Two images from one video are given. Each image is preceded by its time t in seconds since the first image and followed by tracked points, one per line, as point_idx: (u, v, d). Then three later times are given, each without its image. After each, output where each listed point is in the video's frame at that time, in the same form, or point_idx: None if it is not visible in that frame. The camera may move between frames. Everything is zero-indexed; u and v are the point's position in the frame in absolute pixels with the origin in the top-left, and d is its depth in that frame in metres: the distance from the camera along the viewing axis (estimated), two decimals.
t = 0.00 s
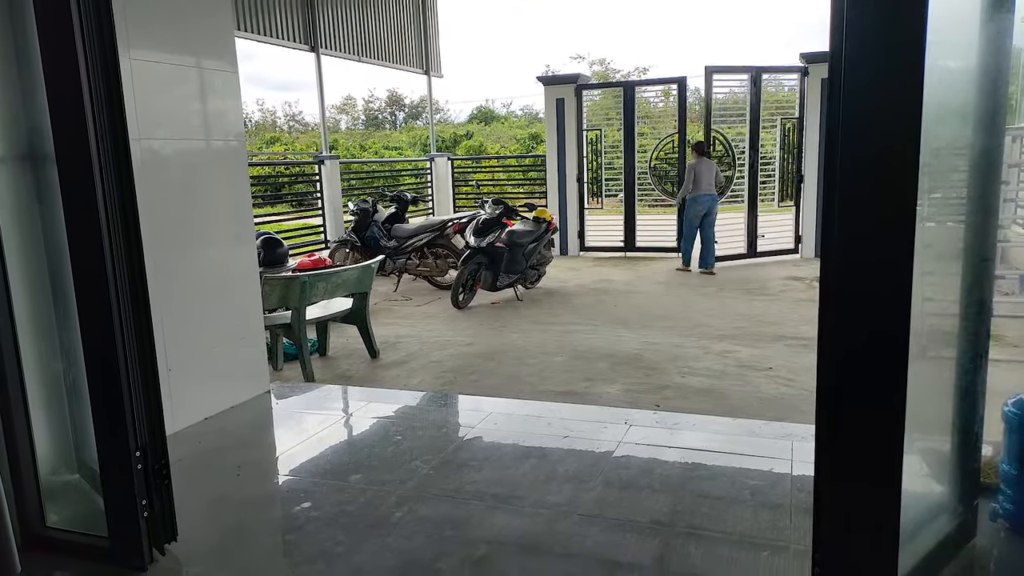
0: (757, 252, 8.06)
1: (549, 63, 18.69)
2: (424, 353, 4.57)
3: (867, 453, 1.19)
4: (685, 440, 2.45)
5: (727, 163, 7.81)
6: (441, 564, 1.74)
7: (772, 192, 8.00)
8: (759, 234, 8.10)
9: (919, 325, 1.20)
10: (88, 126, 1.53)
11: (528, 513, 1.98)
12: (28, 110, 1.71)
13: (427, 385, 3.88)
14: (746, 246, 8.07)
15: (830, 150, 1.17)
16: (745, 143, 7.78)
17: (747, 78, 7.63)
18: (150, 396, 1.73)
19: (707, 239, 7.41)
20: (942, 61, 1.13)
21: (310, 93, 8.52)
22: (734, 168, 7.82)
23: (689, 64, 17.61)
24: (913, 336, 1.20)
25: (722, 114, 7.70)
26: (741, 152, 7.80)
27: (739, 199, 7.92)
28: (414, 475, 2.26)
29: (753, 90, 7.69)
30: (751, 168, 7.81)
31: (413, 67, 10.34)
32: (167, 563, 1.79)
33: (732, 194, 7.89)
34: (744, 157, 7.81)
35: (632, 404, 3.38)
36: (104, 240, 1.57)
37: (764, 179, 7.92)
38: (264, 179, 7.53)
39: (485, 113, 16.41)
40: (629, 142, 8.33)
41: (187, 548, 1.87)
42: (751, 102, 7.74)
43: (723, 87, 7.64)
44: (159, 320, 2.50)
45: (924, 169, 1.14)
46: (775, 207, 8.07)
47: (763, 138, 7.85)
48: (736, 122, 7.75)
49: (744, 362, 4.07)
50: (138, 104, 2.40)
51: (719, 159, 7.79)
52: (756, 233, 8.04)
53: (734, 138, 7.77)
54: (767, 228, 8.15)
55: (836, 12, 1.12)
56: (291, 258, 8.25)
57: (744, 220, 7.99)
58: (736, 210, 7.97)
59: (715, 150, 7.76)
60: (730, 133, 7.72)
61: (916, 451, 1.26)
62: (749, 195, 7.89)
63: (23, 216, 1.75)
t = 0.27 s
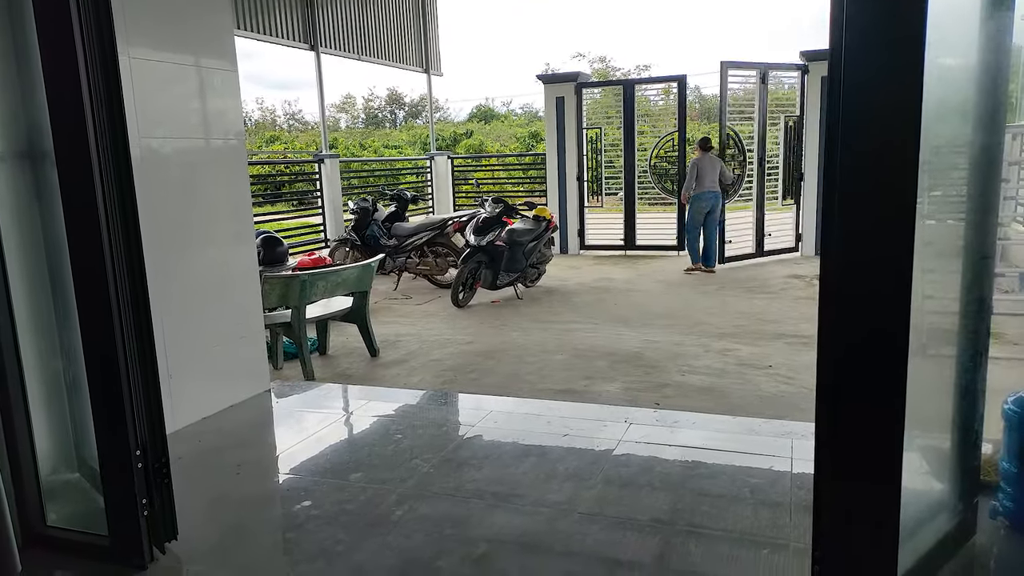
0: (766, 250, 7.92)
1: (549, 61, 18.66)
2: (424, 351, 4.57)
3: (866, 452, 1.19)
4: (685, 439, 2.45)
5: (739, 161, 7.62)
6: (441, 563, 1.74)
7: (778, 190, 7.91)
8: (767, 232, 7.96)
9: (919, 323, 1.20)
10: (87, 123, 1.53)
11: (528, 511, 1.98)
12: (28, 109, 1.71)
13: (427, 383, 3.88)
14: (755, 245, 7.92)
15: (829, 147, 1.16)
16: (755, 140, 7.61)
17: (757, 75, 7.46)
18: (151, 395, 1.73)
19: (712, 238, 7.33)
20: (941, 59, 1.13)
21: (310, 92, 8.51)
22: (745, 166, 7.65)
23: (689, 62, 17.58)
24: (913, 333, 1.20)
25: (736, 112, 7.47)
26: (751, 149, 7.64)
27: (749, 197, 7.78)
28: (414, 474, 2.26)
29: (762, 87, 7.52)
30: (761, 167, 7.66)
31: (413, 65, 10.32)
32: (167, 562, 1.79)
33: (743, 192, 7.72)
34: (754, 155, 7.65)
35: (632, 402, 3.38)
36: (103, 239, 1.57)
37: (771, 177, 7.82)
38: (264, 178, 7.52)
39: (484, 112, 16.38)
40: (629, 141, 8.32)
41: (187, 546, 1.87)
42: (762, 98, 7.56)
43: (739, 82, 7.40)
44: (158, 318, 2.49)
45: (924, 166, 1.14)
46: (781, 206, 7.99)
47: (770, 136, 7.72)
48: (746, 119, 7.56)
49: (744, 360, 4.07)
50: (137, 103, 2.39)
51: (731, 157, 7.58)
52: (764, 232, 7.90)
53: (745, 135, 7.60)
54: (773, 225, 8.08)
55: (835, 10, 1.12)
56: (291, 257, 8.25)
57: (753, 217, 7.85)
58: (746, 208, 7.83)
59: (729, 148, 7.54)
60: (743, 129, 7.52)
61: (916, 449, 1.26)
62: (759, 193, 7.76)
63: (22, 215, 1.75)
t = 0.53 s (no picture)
0: (775, 249, 7.87)
1: (549, 61, 18.68)
2: (425, 351, 4.57)
3: (868, 450, 1.19)
4: (686, 437, 2.44)
5: (752, 158, 7.51)
6: (443, 563, 1.74)
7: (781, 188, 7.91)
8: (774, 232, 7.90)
9: (920, 321, 1.20)
10: (88, 133, 1.53)
11: (530, 510, 1.98)
12: (28, 112, 1.71)
13: (428, 383, 3.88)
14: (765, 244, 7.86)
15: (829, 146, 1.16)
16: (765, 137, 7.54)
17: (767, 71, 7.38)
18: (151, 397, 1.73)
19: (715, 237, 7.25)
20: (941, 57, 1.13)
21: (310, 92, 8.51)
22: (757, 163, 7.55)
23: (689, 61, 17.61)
24: (914, 331, 1.19)
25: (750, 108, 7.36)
26: (763, 146, 7.55)
27: (759, 195, 7.70)
28: (415, 473, 2.26)
29: (771, 83, 7.44)
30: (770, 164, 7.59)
31: (413, 66, 10.33)
32: (168, 563, 1.79)
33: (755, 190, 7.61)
34: (765, 152, 7.58)
35: (633, 401, 3.38)
36: (104, 242, 1.57)
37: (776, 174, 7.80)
38: (265, 179, 7.53)
39: (484, 112, 16.38)
40: (629, 139, 8.32)
41: (188, 547, 1.87)
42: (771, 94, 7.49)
43: (753, 77, 7.30)
44: (159, 320, 2.49)
45: (924, 164, 1.14)
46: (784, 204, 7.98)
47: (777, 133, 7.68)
48: (758, 116, 7.48)
49: (745, 359, 4.07)
50: (137, 105, 2.39)
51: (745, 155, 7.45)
52: (772, 231, 7.84)
53: (757, 132, 7.51)
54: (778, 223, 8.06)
55: (834, 9, 1.12)
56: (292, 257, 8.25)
57: (763, 216, 7.78)
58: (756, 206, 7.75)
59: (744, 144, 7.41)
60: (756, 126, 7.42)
61: (917, 447, 1.25)
62: (768, 190, 7.70)
63: (22, 218, 1.75)
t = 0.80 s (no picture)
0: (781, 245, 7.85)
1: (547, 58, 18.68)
2: (424, 349, 4.57)
3: (867, 446, 1.19)
4: (685, 434, 2.45)
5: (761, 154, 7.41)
6: (443, 560, 1.74)
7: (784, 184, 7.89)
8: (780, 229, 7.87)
9: (919, 316, 1.20)
10: (86, 139, 1.53)
11: (529, 508, 1.98)
12: (24, 112, 1.71)
13: (427, 381, 3.88)
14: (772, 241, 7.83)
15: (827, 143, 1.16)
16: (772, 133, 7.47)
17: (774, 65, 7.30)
18: (150, 395, 1.73)
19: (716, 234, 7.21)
20: (939, 52, 1.13)
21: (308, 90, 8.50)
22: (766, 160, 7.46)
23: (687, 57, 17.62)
24: (913, 327, 1.19)
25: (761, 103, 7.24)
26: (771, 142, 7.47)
27: (767, 191, 7.62)
28: (415, 471, 2.26)
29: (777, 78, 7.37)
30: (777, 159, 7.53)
31: (410, 63, 10.31)
32: (168, 562, 1.79)
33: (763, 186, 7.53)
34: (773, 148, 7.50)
35: (631, 398, 3.38)
36: (102, 242, 1.57)
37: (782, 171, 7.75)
38: (263, 177, 7.52)
39: (483, 109, 16.36)
40: (627, 136, 8.32)
41: (188, 546, 1.87)
42: (777, 91, 7.50)
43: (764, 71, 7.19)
44: (157, 318, 2.49)
45: (922, 160, 1.14)
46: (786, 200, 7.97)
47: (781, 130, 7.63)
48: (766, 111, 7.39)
49: (744, 355, 4.07)
50: (134, 103, 2.39)
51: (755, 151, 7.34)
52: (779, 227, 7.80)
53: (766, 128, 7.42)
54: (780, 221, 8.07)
55: (832, 5, 1.12)
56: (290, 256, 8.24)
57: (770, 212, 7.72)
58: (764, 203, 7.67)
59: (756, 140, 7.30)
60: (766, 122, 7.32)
61: (916, 443, 1.26)
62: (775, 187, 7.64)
63: (19, 217, 1.74)
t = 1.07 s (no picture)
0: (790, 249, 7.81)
1: (548, 59, 18.71)
2: (424, 350, 4.57)
3: (867, 449, 1.19)
4: (686, 436, 2.44)
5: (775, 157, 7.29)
6: (442, 562, 1.74)
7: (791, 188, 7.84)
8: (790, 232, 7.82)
9: (919, 318, 1.20)
10: (86, 135, 1.53)
11: (529, 509, 1.98)
12: (25, 112, 1.71)
13: (427, 382, 3.88)
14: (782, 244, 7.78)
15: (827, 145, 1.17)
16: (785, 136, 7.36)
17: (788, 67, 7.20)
18: (150, 394, 1.73)
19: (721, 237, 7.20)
20: (939, 54, 1.13)
21: (308, 91, 8.51)
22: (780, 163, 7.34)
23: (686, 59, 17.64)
24: (913, 329, 1.20)
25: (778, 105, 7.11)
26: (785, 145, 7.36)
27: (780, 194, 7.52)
28: (415, 473, 2.26)
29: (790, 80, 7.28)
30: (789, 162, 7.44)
31: (410, 64, 10.31)
32: (168, 563, 1.79)
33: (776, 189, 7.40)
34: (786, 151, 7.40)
35: (631, 400, 3.39)
36: (102, 242, 1.57)
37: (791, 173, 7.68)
38: (263, 178, 7.53)
39: (483, 110, 16.36)
40: (627, 137, 8.31)
41: (188, 548, 1.87)
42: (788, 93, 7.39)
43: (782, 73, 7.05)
44: (157, 319, 2.49)
45: (922, 162, 1.14)
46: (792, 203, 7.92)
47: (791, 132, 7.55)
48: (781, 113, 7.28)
49: (744, 357, 4.07)
50: (135, 104, 2.39)
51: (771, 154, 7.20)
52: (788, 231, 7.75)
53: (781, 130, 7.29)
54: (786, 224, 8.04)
55: (831, 8, 1.12)
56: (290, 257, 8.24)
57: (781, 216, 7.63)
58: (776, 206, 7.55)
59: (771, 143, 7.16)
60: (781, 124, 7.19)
61: (917, 444, 1.26)
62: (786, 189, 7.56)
63: (19, 217, 1.75)
